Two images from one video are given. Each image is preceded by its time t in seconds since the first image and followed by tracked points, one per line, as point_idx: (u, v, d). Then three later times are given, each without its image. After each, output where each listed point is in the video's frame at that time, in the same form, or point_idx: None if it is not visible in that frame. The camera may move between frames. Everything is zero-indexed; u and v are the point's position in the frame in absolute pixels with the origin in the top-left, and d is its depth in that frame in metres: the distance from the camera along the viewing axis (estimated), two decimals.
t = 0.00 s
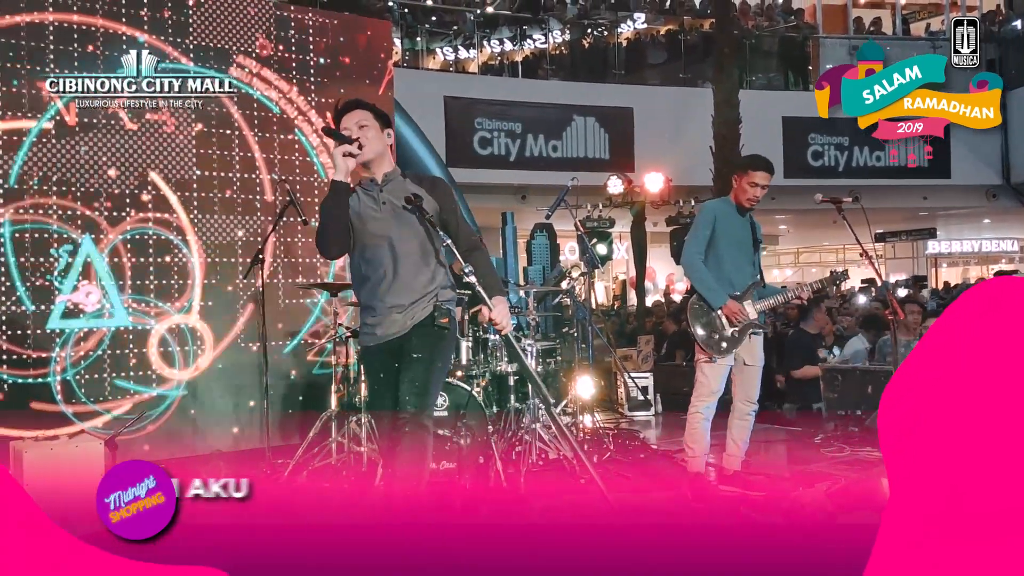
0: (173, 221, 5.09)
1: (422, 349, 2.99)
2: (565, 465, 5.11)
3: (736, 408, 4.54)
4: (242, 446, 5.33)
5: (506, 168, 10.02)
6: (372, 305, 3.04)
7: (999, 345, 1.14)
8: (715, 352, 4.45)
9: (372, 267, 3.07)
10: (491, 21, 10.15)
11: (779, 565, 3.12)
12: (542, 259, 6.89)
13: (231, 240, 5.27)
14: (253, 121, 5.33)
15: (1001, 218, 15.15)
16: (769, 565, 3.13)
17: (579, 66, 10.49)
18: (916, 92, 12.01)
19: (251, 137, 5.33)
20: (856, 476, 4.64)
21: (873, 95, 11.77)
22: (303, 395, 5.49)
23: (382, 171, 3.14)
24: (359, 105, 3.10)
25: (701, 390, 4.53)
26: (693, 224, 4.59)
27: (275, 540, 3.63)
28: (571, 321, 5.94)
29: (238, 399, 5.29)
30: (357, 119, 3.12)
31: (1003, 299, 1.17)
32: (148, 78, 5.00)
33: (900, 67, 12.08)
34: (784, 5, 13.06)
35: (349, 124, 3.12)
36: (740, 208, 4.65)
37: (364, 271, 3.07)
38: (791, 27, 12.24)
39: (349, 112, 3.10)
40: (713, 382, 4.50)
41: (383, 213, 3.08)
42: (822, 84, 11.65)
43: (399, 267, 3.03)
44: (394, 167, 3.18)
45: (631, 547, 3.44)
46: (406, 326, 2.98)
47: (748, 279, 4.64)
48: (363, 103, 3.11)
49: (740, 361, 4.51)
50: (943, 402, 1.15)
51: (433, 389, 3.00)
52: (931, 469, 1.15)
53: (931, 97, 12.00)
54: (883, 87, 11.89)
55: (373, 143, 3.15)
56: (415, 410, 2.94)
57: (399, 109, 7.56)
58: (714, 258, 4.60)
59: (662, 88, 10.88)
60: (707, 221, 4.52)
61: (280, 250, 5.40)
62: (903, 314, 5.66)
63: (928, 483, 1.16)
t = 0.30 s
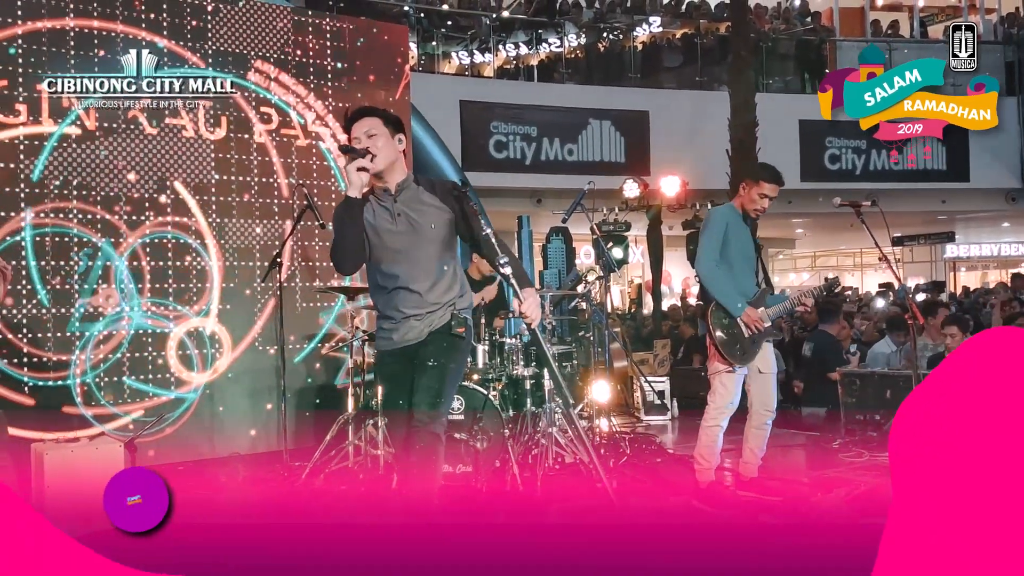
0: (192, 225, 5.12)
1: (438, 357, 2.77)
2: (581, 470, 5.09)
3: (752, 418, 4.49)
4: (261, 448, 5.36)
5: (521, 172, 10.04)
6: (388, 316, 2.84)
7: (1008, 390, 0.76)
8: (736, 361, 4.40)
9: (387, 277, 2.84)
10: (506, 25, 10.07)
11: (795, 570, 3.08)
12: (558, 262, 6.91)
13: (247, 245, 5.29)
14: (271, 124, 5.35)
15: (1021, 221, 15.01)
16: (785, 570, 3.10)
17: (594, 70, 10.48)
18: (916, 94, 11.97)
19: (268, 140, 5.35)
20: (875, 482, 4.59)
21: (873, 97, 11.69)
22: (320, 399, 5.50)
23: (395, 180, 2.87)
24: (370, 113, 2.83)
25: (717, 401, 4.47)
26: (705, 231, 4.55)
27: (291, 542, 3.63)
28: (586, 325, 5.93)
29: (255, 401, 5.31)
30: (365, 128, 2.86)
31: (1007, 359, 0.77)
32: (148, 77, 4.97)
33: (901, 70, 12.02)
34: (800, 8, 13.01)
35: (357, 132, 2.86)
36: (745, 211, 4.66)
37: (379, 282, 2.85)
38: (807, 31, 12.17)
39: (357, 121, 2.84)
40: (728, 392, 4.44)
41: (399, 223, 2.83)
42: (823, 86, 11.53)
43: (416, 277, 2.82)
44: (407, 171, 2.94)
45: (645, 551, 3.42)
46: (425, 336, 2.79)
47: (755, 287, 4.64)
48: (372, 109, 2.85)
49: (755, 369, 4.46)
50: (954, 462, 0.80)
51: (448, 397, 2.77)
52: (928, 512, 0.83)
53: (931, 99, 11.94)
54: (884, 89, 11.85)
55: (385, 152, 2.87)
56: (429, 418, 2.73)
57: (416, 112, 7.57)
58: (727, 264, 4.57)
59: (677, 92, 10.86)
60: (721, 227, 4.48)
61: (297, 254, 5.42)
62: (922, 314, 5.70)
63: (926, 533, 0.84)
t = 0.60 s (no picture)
0: (203, 227, 5.14)
1: (457, 374, 2.63)
2: (590, 473, 5.08)
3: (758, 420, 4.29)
4: (272, 449, 5.38)
5: (531, 174, 9.97)
6: (403, 333, 2.66)
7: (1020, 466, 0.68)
8: (747, 365, 4.06)
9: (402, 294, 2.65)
10: (517, 27, 10.23)
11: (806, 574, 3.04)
12: (567, 264, 6.94)
13: (258, 247, 5.30)
14: (283, 127, 5.38)
15: None
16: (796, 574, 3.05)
17: (604, 72, 10.50)
18: (916, 83, 11.89)
19: (280, 143, 5.38)
20: (887, 485, 4.55)
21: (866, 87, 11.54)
22: (331, 401, 5.51)
23: (409, 196, 2.65)
24: (381, 128, 2.58)
25: (724, 405, 4.21)
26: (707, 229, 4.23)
27: (300, 544, 3.63)
28: (597, 327, 5.93)
29: (266, 402, 5.33)
30: (375, 143, 2.60)
31: (1004, 445, 0.66)
32: (150, 77, 4.98)
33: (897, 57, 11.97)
34: (811, 10, 13.00)
35: (366, 148, 2.60)
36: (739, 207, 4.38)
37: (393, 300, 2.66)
38: (818, 32, 12.14)
39: (368, 136, 2.59)
40: (736, 397, 4.18)
41: (415, 239, 2.63)
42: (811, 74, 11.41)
43: (433, 294, 2.63)
44: (421, 183, 2.71)
45: (654, 554, 3.40)
46: (444, 355, 2.62)
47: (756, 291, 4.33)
48: (383, 123, 2.59)
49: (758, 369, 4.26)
50: (955, 535, 0.71)
51: (463, 416, 2.64)
52: None
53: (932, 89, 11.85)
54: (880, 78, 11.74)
55: (398, 169, 2.62)
56: (448, 433, 2.61)
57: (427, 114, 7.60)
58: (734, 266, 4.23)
59: (686, 93, 10.86)
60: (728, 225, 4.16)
61: (308, 255, 5.43)
62: (935, 317, 5.66)
63: None
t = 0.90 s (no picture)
0: (214, 227, 5.15)
1: (477, 381, 2.58)
2: (601, 475, 5.07)
3: (771, 412, 4.17)
4: (282, 450, 5.40)
5: (539, 175, 9.99)
6: (416, 336, 2.60)
7: None
8: (758, 370, 3.93)
9: (416, 296, 2.60)
10: (526, 29, 10.10)
11: None
12: (577, 266, 6.94)
13: (268, 247, 5.32)
14: (294, 128, 5.40)
15: None
16: None
17: (614, 73, 10.49)
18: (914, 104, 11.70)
19: (291, 144, 5.38)
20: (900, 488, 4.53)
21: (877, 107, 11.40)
22: (340, 401, 5.52)
23: (426, 200, 2.61)
24: (401, 132, 2.53)
25: (733, 410, 4.09)
26: (711, 235, 3.99)
27: (309, 545, 3.63)
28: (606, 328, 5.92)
29: (276, 402, 5.33)
30: (395, 148, 2.56)
31: None
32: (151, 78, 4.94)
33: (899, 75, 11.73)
34: (821, 11, 12.96)
35: (384, 153, 2.56)
36: (740, 211, 4.16)
37: (407, 302, 2.61)
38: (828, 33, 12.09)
39: (387, 140, 2.55)
40: (747, 401, 4.05)
41: (430, 241, 2.59)
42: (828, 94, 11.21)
43: (448, 297, 2.58)
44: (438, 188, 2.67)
45: (664, 557, 3.39)
46: (459, 359, 2.56)
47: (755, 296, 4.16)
48: (402, 127, 2.55)
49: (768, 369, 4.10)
50: None
51: (484, 424, 2.60)
52: None
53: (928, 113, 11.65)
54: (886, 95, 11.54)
55: (416, 175, 2.59)
56: (470, 441, 2.57)
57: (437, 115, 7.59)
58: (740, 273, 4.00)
59: (696, 94, 10.84)
60: (735, 233, 3.96)
61: (318, 256, 5.44)
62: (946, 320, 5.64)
63: None
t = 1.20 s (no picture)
0: (222, 228, 5.16)
1: (497, 383, 2.54)
2: (608, 476, 5.06)
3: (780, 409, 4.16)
4: (290, 450, 5.40)
5: (546, 176, 9.97)
6: (426, 324, 2.55)
7: None
8: (770, 373, 3.92)
9: (431, 283, 2.56)
10: (533, 29, 10.07)
11: None
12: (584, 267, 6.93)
13: (277, 249, 5.33)
14: (303, 129, 5.41)
15: None
16: None
17: (621, 74, 10.48)
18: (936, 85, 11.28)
19: (299, 145, 5.39)
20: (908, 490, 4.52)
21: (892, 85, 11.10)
22: (346, 401, 5.53)
23: (453, 184, 2.61)
24: (437, 113, 2.54)
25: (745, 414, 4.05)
26: (716, 246, 3.94)
27: (315, 545, 3.63)
28: (613, 329, 5.92)
29: (282, 402, 5.33)
30: (432, 128, 2.56)
31: None
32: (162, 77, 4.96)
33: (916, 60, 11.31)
34: (828, 11, 12.92)
35: (421, 132, 2.56)
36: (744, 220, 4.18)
37: (422, 285, 2.57)
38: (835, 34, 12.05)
39: (426, 118, 2.55)
40: (760, 404, 4.02)
41: (451, 227, 2.57)
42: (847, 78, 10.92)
43: (461, 286, 2.54)
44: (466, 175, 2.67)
45: (670, 559, 3.38)
46: (478, 360, 2.51)
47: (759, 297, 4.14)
48: (441, 108, 2.56)
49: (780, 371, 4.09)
50: None
51: (508, 429, 2.56)
52: None
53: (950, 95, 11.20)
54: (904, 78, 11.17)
55: (451, 157, 2.59)
56: (490, 446, 2.53)
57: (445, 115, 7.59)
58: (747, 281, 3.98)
59: (703, 95, 10.83)
60: (739, 244, 3.91)
61: (325, 256, 5.44)
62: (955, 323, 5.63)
63: None
